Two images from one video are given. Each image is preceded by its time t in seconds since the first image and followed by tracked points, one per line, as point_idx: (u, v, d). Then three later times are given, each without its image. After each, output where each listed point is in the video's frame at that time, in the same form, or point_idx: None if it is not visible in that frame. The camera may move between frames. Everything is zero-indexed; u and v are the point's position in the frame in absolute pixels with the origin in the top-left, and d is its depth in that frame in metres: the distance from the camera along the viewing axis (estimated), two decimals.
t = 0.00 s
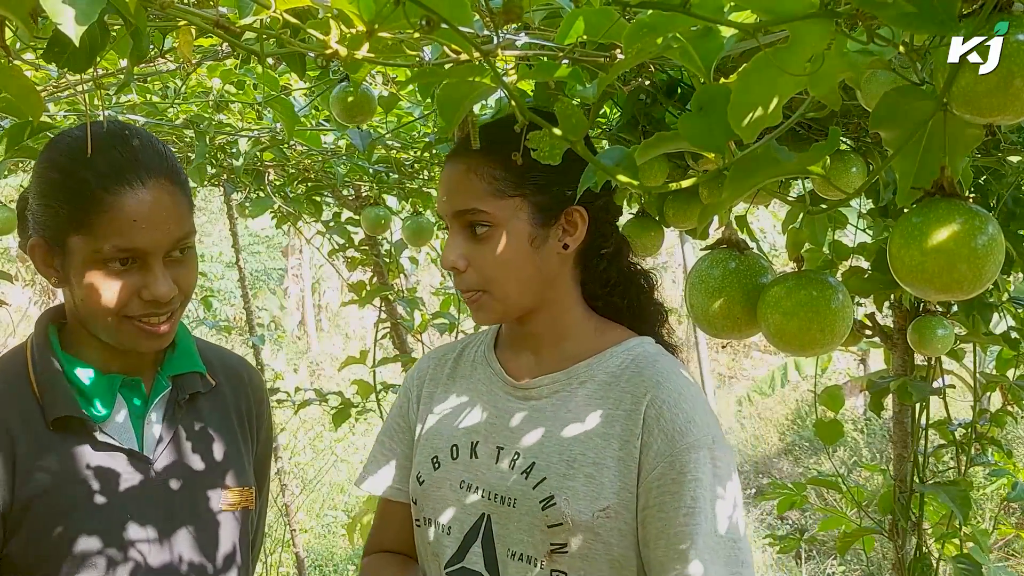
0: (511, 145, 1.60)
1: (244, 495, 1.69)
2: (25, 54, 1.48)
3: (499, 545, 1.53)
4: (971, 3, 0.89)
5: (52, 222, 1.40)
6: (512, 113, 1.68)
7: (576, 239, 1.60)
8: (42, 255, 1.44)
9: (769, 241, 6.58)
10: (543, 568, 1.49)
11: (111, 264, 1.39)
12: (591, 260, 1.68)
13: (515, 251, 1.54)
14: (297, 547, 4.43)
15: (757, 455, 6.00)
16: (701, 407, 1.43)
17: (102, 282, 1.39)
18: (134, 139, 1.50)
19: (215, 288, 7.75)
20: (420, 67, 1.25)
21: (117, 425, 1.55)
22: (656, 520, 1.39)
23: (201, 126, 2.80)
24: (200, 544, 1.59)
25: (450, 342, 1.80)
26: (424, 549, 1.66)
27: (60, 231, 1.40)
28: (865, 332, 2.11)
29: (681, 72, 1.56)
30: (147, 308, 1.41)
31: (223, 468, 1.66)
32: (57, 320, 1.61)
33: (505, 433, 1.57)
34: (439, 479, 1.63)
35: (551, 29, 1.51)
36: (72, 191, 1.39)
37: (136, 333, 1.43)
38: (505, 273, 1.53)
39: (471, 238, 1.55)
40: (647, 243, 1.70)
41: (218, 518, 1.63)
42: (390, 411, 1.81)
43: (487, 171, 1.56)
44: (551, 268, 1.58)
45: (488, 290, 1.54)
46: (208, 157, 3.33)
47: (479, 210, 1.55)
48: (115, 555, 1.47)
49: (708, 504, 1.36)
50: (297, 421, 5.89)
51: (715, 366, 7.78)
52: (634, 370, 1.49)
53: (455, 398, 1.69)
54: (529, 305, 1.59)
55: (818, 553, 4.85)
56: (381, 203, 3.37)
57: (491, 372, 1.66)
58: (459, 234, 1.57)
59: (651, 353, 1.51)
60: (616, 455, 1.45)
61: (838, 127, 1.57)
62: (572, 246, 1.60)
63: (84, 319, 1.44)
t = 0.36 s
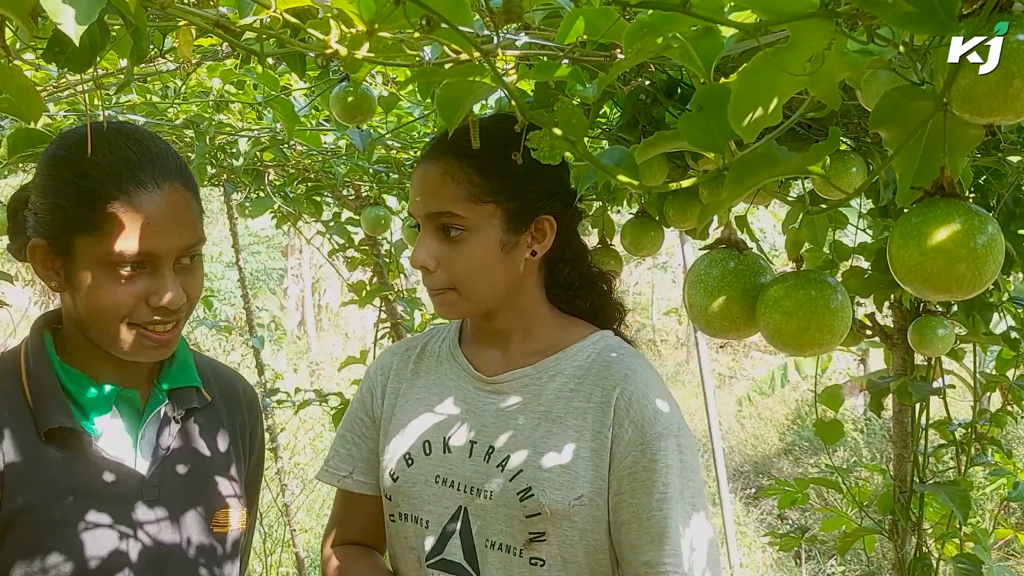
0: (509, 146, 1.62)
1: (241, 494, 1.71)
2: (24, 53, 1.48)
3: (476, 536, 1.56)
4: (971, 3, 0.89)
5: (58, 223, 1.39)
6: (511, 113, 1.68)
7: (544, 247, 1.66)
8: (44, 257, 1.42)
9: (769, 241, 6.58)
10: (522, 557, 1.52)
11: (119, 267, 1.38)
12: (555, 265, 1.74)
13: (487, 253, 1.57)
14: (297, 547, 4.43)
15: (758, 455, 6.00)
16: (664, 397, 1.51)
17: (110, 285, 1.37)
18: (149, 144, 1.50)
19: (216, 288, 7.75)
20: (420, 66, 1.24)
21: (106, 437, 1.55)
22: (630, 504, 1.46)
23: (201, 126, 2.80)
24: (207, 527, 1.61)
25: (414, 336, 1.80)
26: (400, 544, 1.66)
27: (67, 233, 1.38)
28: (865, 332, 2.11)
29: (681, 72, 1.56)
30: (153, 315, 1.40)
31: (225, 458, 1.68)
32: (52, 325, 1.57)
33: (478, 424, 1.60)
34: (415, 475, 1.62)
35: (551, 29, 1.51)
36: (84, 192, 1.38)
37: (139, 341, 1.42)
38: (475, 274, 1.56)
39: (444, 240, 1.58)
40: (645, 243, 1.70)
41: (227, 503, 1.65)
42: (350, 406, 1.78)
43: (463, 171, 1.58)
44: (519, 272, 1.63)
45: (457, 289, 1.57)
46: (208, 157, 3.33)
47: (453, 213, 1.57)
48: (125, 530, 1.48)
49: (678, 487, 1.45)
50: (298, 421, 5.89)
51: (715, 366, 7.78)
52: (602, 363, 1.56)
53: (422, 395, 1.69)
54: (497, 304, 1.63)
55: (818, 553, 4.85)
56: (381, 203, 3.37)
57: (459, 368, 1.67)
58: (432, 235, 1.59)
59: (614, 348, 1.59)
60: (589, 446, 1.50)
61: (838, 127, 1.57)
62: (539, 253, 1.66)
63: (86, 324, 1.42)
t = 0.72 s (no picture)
0: (509, 146, 1.63)
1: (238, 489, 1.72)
2: (26, 54, 1.47)
3: (475, 534, 1.56)
4: (971, 2, 0.89)
5: (76, 237, 1.38)
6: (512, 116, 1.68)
7: (546, 250, 1.67)
8: (60, 271, 1.40)
9: (769, 241, 6.59)
10: (523, 554, 1.53)
11: (141, 285, 1.38)
12: (551, 267, 1.77)
13: (494, 257, 1.57)
14: (297, 547, 4.43)
15: (758, 456, 6.00)
16: (659, 396, 1.53)
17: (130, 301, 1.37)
18: (168, 154, 1.50)
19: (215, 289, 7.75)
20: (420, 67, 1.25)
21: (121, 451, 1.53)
22: (629, 501, 1.48)
23: (202, 127, 2.80)
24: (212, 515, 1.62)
25: (405, 334, 1.80)
26: (396, 542, 1.66)
27: (87, 248, 1.37)
28: (865, 332, 2.11)
29: (681, 73, 1.56)
30: (175, 331, 1.40)
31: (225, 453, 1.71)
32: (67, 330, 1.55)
33: (475, 422, 1.60)
34: (412, 473, 1.62)
35: (551, 29, 1.51)
36: (103, 206, 1.37)
37: (159, 358, 1.41)
38: (481, 279, 1.56)
39: (450, 244, 1.57)
40: (645, 243, 1.70)
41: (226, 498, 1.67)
42: (339, 403, 1.77)
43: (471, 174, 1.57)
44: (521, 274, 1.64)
45: (463, 293, 1.57)
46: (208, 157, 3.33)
47: (460, 218, 1.56)
48: (134, 511, 1.48)
49: (676, 483, 1.47)
50: (298, 421, 5.89)
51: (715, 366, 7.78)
52: (599, 363, 1.57)
53: (418, 394, 1.68)
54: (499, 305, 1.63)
55: (818, 553, 4.85)
56: (381, 203, 3.37)
57: (456, 368, 1.67)
58: (437, 239, 1.58)
59: (609, 347, 1.60)
60: (588, 445, 1.51)
61: (838, 127, 1.57)
62: (541, 256, 1.67)
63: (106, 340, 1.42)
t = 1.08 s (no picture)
0: (509, 147, 1.61)
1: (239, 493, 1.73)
2: (25, 53, 1.47)
3: (482, 534, 1.56)
4: (972, 3, 0.89)
5: (68, 233, 1.37)
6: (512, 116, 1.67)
7: (560, 245, 1.68)
8: (53, 267, 1.40)
9: (769, 241, 6.60)
10: (529, 556, 1.52)
11: (135, 278, 1.38)
12: (564, 265, 1.78)
13: (508, 252, 1.58)
14: (297, 547, 4.43)
15: (758, 455, 6.00)
16: (671, 396, 1.51)
17: (126, 294, 1.37)
18: (159, 148, 1.50)
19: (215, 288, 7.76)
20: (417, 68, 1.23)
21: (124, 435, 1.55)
22: (638, 502, 1.46)
23: (202, 126, 2.80)
24: (207, 520, 1.61)
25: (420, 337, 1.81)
26: (406, 543, 1.66)
27: (79, 243, 1.37)
28: (865, 332, 2.11)
29: (681, 72, 1.56)
30: (169, 323, 1.41)
31: (224, 457, 1.71)
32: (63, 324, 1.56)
33: (484, 423, 1.60)
34: (421, 472, 1.63)
35: (551, 29, 1.51)
36: (94, 201, 1.37)
37: (154, 349, 1.43)
38: (496, 275, 1.57)
39: (464, 241, 1.58)
40: (646, 243, 1.70)
41: (226, 502, 1.67)
42: (357, 404, 1.80)
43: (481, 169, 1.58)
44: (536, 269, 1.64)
45: (477, 289, 1.57)
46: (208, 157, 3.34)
47: (474, 214, 1.57)
48: (133, 514, 1.47)
49: (687, 485, 1.44)
50: (298, 421, 5.89)
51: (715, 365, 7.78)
52: (610, 362, 1.56)
53: (429, 393, 1.69)
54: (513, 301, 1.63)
55: (817, 553, 4.85)
56: (381, 203, 3.37)
57: (467, 367, 1.68)
58: (450, 236, 1.59)
59: (623, 346, 1.59)
60: (597, 445, 1.50)
61: (838, 127, 1.57)
62: (555, 252, 1.68)
63: (103, 334, 1.42)
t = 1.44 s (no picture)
0: (510, 146, 1.61)
1: (239, 493, 1.74)
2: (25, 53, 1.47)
3: (493, 543, 1.56)
4: (971, 3, 0.89)
5: (65, 230, 1.37)
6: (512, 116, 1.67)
7: (578, 244, 1.69)
8: (52, 265, 1.41)
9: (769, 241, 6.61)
10: (542, 564, 1.52)
11: (134, 271, 1.38)
12: (578, 263, 1.79)
13: (528, 250, 1.58)
14: (297, 547, 4.43)
15: (758, 455, 6.00)
16: (687, 398, 1.49)
17: (126, 288, 1.38)
18: (149, 144, 1.49)
19: (215, 288, 7.76)
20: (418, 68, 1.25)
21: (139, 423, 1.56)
22: (653, 508, 1.44)
23: (201, 126, 2.80)
24: (201, 531, 1.61)
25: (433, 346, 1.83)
26: (418, 552, 1.68)
27: (77, 240, 1.37)
28: (865, 332, 2.11)
29: (681, 72, 1.56)
30: (168, 315, 1.40)
31: (223, 461, 1.71)
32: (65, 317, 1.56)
33: (497, 432, 1.60)
34: (432, 480, 1.64)
35: (551, 29, 1.51)
36: (90, 197, 1.37)
37: (156, 343, 1.42)
38: (515, 274, 1.57)
39: (484, 238, 1.58)
40: (645, 243, 1.70)
41: (220, 514, 1.68)
42: (372, 418, 1.83)
43: (499, 169, 1.58)
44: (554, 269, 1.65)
45: (496, 289, 1.57)
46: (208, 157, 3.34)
47: (495, 211, 1.57)
48: (128, 526, 1.46)
49: (703, 491, 1.42)
50: (298, 421, 5.89)
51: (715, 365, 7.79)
52: (625, 364, 1.56)
53: (442, 399, 1.71)
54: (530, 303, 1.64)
55: (817, 553, 4.85)
56: (380, 203, 3.37)
57: (480, 373, 1.69)
58: (470, 233, 1.59)
59: (638, 348, 1.59)
60: (611, 448, 1.49)
61: (838, 127, 1.57)
62: (573, 250, 1.68)
63: (104, 329, 1.43)
